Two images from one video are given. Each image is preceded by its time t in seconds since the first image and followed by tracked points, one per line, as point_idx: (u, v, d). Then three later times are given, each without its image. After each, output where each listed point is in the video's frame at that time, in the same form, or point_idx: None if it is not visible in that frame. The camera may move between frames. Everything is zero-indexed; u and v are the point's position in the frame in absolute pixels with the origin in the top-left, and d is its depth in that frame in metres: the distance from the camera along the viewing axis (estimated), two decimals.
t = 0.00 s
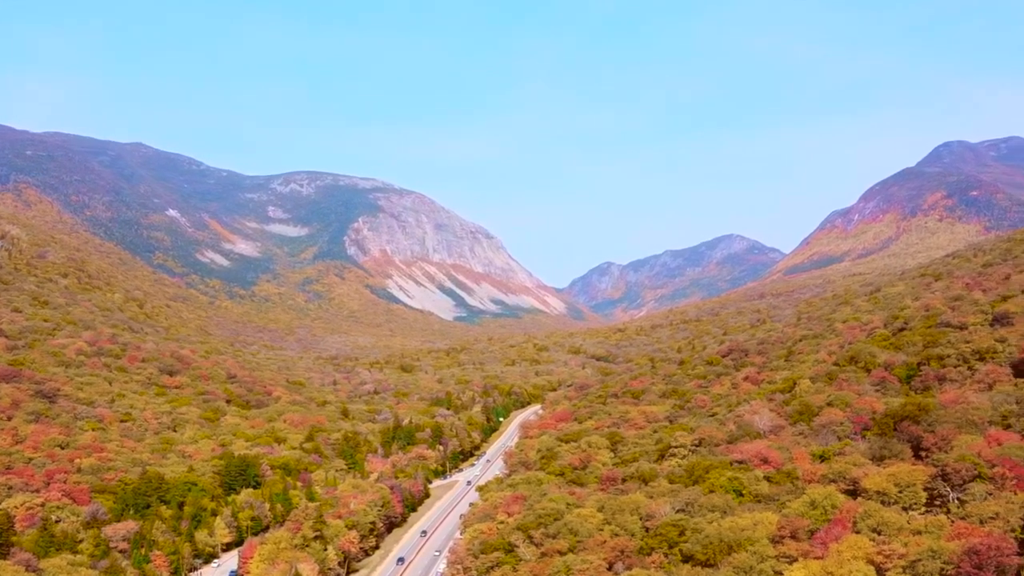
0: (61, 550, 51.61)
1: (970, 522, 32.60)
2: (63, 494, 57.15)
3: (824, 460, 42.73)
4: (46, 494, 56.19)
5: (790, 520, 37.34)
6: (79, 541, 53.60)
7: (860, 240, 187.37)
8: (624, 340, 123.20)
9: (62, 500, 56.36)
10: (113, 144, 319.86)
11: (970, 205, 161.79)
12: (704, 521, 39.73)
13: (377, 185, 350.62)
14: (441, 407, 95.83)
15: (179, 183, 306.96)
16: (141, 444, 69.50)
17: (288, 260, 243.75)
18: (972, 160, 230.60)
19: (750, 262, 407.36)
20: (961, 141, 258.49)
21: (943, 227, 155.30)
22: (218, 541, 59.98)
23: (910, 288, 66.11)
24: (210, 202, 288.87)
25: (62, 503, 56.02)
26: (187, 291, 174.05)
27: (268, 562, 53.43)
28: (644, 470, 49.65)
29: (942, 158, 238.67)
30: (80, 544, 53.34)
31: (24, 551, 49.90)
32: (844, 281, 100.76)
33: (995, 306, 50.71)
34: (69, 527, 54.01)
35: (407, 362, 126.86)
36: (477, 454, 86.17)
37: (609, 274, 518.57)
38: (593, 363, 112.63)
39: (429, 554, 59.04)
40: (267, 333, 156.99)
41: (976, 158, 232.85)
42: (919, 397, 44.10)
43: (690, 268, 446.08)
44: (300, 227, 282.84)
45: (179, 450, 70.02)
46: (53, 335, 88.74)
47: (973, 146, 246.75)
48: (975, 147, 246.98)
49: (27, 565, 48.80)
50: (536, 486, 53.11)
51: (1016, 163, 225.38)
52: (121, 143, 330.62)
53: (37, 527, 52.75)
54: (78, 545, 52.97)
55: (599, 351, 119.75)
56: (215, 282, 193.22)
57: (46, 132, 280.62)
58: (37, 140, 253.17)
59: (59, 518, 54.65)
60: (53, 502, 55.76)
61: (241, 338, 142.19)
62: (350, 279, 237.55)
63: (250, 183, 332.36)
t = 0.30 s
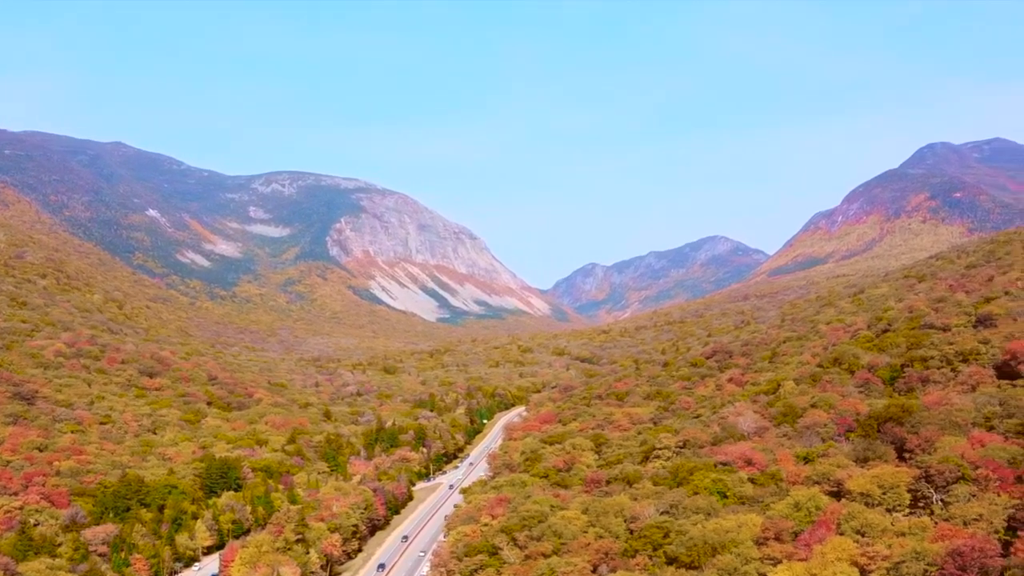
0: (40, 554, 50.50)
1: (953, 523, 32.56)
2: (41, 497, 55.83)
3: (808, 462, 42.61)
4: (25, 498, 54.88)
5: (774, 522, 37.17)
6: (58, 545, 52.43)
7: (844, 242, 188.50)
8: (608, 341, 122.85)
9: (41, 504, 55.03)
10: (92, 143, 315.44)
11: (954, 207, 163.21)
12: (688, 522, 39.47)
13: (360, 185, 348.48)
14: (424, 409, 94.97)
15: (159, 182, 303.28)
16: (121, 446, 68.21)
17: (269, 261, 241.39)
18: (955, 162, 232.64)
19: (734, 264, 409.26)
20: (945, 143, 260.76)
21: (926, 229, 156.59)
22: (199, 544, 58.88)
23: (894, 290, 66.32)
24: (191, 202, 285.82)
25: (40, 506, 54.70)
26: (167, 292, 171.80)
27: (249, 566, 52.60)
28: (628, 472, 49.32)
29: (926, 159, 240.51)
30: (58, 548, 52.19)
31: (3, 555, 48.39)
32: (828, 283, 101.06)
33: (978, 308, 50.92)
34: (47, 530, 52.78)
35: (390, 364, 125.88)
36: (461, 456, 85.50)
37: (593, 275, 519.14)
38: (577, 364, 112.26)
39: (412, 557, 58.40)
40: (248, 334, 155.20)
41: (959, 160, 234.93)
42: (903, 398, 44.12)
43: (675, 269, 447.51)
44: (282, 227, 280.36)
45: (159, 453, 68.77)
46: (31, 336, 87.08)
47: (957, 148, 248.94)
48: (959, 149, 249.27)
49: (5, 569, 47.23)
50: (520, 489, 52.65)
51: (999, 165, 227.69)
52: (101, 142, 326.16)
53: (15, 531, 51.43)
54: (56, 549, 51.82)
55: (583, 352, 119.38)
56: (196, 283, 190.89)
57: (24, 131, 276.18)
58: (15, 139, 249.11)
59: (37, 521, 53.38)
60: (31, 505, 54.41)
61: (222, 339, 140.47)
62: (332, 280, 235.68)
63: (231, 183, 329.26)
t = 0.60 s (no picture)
0: (24, 556, 50.20)
1: (943, 524, 32.50)
2: (26, 499, 55.05)
3: (798, 463, 42.53)
4: (9, 500, 54.07)
5: (764, 523, 37.01)
6: (42, 548, 51.92)
7: (833, 243, 189.55)
8: (598, 343, 122.78)
9: (25, 506, 54.27)
10: (77, 143, 312.38)
11: (944, 208, 164.51)
12: (678, 524, 39.29)
13: (348, 185, 347.14)
14: (413, 411, 94.45)
15: (145, 183, 300.73)
16: (106, 448, 67.36)
17: (256, 262, 239.80)
18: (945, 163, 234.49)
19: (724, 265, 411.02)
20: (934, 143, 262.96)
21: (916, 230, 157.70)
22: (185, 547, 57.88)
23: (883, 291, 66.55)
24: (177, 202, 283.70)
25: (25, 508, 53.99)
26: (153, 293, 170.21)
27: (236, 568, 52.02)
28: (617, 474, 49.06)
29: (916, 160, 242.26)
30: (43, 551, 51.69)
31: None
32: (817, 284, 101.40)
33: (968, 309, 51.07)
34: (32, 533, 52.18)
35: (379, 365, 125.27)
36: (449, 458, 85.09)
37: (583, 276, 519.57)
38: (567, 366, 112.09)
39: (401, 559, 57.94)
40: (235, 335, 154.00)
41: (949, 161, 236.71)
42: (893, 399, 44.16)
43: (664, 270, 448.82)
44: (269, 228, 278.73)
45: (145, 455, 67.86)
46: (15, 338, 85.96)
47: (947, 149, 251.06)
48: (949, 150, 251.34)
49: None
50: (509, 491, 52.33)
51: (987, 166, 229.77)
52: (86, 142, 323.04)
53: None
54: (41, 552, 51.37)
55: (572, 354, 119.25)
56: (182, 284, 189.32)
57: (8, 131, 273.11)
58: None
59: (22, 524, 52.72)
60: (16, 507, 53.69)
61: (208, 340, 139.23)
62: (320, 281, 234.46)
63: (218, 183, 327.13)
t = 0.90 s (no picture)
0: (6, 560, 49.36)
1: (930, 526, 32.42)
2: (8, 502, 54.12)
3: (785, 465, 42.39)
4: None
5: (751, 525, 36.82)
6: (24, 551, 51.03)
7: (821, 244, 190.84)
8: (585, 344, 122.68)
9: (6, 509, 53.38)
10: (60, 142, 308.92)
11: (931, 209, 165.97)
12: (665, 526, 39.05)
13: (334, 185, 345.49)
14: (399, 413, 93.74)
15: (128, 182, 297.75)
16: (89, 450, 66.36)
17: (241, 263, 237.81)
18: (932, 164, 236.83)
19: (712, 266, 412.87)
20: (922, 145, 265.32)
21: (903, 231, 158.99)
22: (169, 551, 56.69)
23: (870, 293, 66.76)
24: (161, 202, 281.02)
25: (6, 511, 53.08)
26: (136, 293, 168.37)
27: (220, 571, 51.36)
28: (605, 475, 48.78)
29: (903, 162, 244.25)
30: (25, 554, 50.84)
31: None
32: (805, 285, 101.88)
33: (954, 310, 51.23)
34: (14, 536, 51.27)
35: (365, 367, 124.52)
36: (436, 460, 84.52)
37: (570, 277, 520.19)
38: (555, 367, 111.86)
39: (387, 561, 57.46)
40: (219, 336, 152.42)
41: (937, 162, 238.93)
42: (880, 400, 44.17)
43: (652, 272, 450.24)
44: (254, 228, 276.72)
45: (128, 457, 66.82)
46: None
47: (934, 150, 253.17)
48: (936, 151, 253.60)
49: None
50: (496, 493, 51.90)
51: (973, 168, 232.21)
52: (69, 141, 319.54)
53: None
54: (23, 556, 50.49)
55: (560, 355, 119.08)
56: (166, 284, 187.45)
57: None
58: None
59: (4, 527, 51.82)
60: None
61: (193, 342, 137.75)
62: (305, 282, 232.91)
63: (202, 183, 324.30)
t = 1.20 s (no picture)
0: None
1: (920, 527, 32.32)
2: None
3: (775, 466, 42.26)
4: None
5: (741, 527, 36.66)
6: (9, 554, 50.07)
7: (810, 245, 191.61)
8: (575, 345, 122.41)
9: None
10: (45, 141, 305.90)
11: (920, 210, 166.96)
12: (655, 528, 38.83)
13: (322, 186, 343.88)
14: (388, 415, 93.16)
15: (115, 182, 295.19)
16: (75, 453, 65.50)
17: (228, 263, 236.02)
18: (922, 165, 238.44)
19: (702, 267, 413.95)
20: (912, 146, 266.88)
21: (893, 232, 159.84)
22: (156, 553, 55.85)
23: (860, 294, 66.81)
24: (148, 202, 278.87)
25: None
26: (123, 294, 166.70)
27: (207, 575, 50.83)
28: (595, 477, 48.51)
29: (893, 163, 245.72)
30: (9, 557, 49.86)
31: None
32: (794, 287, 101.94)
33: (944, 312, 51.32)
34: None
35: (353, 368, 123.77)
36: (425, 462, 84.02)
37: (560, 278, 520.24)
38: (544, 368, 111.53)
39: (376, 563, 56.97)
40: (207, 338, 151.07)
41: (926, 163, 240.43)
42: (870, 402, 44.14)
43: (642, 273, 451.14)
44: (242, 228, 274.94)
45: (115, 459, 65.93)
46: None
47: (924, 151, 254.77)
48: (926, 152, 255.31)
49: None
50: (485, 495, 51.51)
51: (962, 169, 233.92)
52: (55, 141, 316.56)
53: None
54: (8, 559, 49.54)
55: (549, 356, 118.76)
56: (152, 285, 185.77)
57: None
58: None
59: None
60: None
61: (179, 343, 136.39)
62: (293, 283, 231.49)
63: (189, 183, 322.10)
